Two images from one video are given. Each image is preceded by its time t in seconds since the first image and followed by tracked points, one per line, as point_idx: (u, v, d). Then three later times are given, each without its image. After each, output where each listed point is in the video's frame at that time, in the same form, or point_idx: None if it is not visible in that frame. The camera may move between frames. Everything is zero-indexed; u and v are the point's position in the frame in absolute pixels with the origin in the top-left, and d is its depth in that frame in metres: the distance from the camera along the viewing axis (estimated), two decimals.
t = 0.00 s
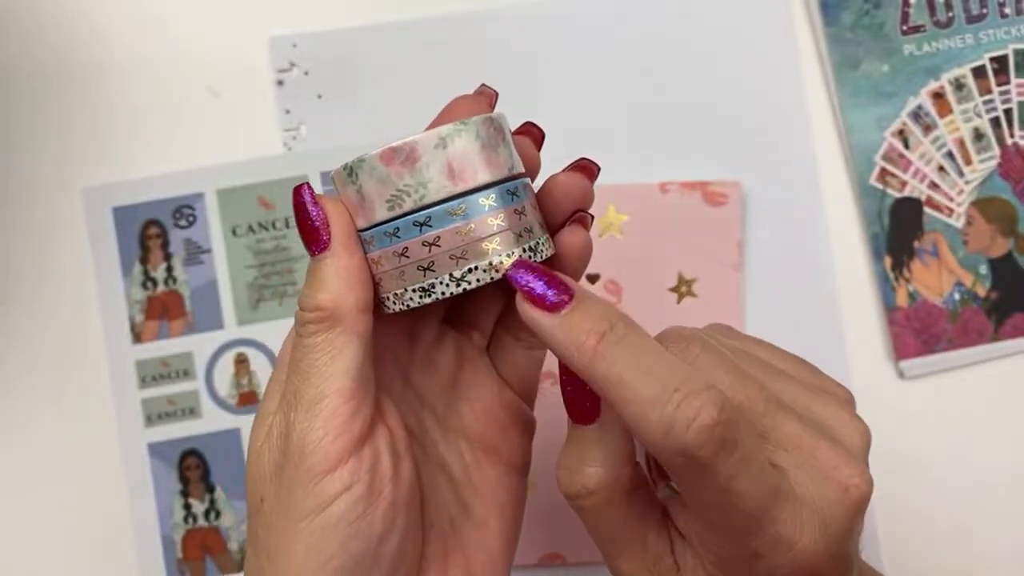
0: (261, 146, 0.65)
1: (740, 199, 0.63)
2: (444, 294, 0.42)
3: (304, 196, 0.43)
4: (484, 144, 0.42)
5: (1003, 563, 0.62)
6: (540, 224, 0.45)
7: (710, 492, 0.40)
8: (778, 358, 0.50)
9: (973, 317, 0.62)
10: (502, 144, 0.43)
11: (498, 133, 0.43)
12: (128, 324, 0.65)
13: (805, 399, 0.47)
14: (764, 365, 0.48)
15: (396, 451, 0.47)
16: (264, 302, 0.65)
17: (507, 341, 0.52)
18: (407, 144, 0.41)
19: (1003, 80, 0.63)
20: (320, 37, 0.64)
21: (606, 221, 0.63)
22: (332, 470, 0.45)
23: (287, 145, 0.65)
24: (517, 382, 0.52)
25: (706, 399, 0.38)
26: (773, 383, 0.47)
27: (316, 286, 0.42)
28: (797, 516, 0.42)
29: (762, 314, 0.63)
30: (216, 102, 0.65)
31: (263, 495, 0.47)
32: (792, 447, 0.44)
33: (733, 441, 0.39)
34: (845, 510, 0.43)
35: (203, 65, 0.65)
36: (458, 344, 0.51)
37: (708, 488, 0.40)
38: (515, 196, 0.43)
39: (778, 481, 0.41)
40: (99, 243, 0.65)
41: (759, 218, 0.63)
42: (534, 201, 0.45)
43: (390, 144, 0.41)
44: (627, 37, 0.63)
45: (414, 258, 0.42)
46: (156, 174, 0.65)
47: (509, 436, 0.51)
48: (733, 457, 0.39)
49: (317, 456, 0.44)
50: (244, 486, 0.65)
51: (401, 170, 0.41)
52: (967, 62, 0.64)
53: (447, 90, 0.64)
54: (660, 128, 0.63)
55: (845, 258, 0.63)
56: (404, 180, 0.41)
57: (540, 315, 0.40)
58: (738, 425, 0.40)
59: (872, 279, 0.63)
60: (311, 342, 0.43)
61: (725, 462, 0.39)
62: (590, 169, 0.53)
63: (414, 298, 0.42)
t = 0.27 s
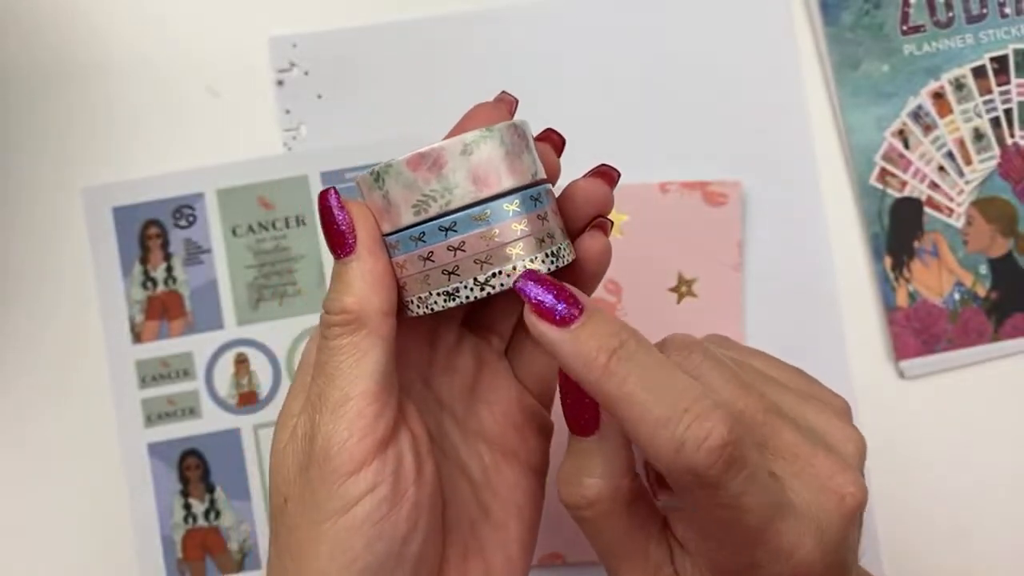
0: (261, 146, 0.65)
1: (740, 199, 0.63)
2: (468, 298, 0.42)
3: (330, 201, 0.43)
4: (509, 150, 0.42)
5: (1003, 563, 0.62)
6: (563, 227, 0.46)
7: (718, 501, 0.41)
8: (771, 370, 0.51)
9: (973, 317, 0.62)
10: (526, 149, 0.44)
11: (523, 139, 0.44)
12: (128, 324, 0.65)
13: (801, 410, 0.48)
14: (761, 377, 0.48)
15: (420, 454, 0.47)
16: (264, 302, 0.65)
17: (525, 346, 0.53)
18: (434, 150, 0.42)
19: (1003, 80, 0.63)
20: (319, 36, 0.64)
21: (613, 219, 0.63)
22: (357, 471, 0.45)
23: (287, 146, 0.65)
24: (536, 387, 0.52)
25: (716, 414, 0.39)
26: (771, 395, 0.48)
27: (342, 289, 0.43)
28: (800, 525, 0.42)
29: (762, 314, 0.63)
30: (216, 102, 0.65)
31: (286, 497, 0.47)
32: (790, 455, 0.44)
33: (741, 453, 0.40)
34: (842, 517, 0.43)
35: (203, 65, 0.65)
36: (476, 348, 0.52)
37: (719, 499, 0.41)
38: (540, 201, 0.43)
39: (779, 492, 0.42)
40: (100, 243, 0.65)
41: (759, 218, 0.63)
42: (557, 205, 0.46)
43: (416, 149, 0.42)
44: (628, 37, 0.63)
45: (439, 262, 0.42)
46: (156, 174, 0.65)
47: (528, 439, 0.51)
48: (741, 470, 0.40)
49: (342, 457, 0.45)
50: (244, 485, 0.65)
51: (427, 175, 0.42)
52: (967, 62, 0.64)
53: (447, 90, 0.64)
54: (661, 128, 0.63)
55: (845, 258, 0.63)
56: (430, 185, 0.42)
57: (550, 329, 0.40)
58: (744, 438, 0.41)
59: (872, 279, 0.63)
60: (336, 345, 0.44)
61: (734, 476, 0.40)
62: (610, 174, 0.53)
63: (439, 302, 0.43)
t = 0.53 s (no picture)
0: (261, 146, 0.65)
1: (740, 199, 0.63)
2: (466, 297, 0.42)
3: (327, 199, 0.43)
4: (506, 148, 0.42)
5: (1003, 563, 0.62)
6: (561, 226, 0.46)
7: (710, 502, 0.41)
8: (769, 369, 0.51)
9: (973, 317, 0.62)
10: (523, 148, 0.44)
11: (520, 137, 0.43)
12: (128, 324, 0.65)
13: (797, 409, 0.48)
14: (756, 377, 0.49)
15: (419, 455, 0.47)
16: (264, 302, 0.65)
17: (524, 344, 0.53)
18: (430, 149, 0.42)
19: (1003, 79, 0.63)
20: (320, 36, 0.64)
21: (613, 219, 0.63)
22: (354, 470, 0.45)
23: (287, 146, 0.65)
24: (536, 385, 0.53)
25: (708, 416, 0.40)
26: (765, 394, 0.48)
27: (339, 288, 0.43)
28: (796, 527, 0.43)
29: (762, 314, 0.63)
30: (216, 102, 0.65)
31: (285, 496, 0.47)
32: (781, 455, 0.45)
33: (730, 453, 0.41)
34: (835, 517, 0.44)
35: (204, 65, 0.65)
36: (476, 346, 0.52)
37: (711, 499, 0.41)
38: (536, 199, 0.43)
39: (773, 491, 0.42)
40: (100, 243, 0.65)
41: (759, 217, 0.63)
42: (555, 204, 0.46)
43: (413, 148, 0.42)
44: (628, 36, 0.63)
45: (436, 261, 0.42)
46: (156, 174, 0.65)
47: (528, 438, 0.51)
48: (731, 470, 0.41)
49: (340, 457, 0.45)
50: (244, 485, 0.65)
51: (424, 174, 0.42)
52: (967, 62, 0.64)
53: (448, 90, 0.64)
54: (661, 128, 0.63)
55: (845, 258, 0.63)
56: (426, 184, 0.42)
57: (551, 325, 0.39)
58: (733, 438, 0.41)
59: (872, 279, 0.63)
60: (333, 344, 0.44)
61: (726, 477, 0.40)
62: (609, 172, 0.53)
63: (436, 301, 0.43)
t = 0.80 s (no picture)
0: (261, 146, 0.65)
1: (740, 199, 0.63)
2: (478, 292, 0.42)
3: (340, 193, 0.43)
4: (519, 143, 0.42)
5: (1003, 563, 0.62)
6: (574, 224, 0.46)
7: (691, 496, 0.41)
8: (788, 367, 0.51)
9: (973, 317, 0.62)
10: (536, 144, 0.44)
11: (533, 132, 0.44)
12: (128, 324, 0.65)
13: (813, 408, 0.48)
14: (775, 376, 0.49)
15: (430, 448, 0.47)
16: (264, 302, 0.65)
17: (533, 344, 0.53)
18: (444, 143, 0.42)
19: (1003, 79, 0.63)
20: (319, 36, 0.64)
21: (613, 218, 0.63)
22: (366, 464, 0.45)
23: (287, 146, 0.65)
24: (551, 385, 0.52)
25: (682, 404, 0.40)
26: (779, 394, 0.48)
27: (352, 282, 0.43)
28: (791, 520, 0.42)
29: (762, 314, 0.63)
30: (216, 103, 0.65)
31: (296, 491, 0.47)
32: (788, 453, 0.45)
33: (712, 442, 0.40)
34: (847, 512, 0.44)
35: (204, 65, 0.65)
36: (486, 344, 0.52)
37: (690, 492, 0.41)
38: (549, 195, 0.43)
39: (764, 482, 0.42)
40: (100, 243, 0.65)
41: (759, 217, 0.63)
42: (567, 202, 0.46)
43: (427, 143, 0.42)
44: (628, 36, 0.64)
45: (449, 255, 0.42)
46: (155, 174, 0.65)
47: (536, 435, 0.51)
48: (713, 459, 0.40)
49: (352, 450, 0.44)
50: (244, 485, 0.65)
51: (438, 168, 0.42)
52: (967, 62, 0.64)
53: (448, 90, 0.64)
54: (661, 128, 0.63)
55: (845, 258, 0.63)
56: (440, 179, 0.42)
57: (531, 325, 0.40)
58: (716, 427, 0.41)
59: (872, 279, 0.63)
60: (346, 338, 0.44)
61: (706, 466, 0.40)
62: (621, 169, 0.53)
63: (449, 295, 0.43)
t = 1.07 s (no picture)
0: (261, 146, 0.65)
1: (740, 199, 0.63)
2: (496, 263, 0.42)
3: (367, 163, 0.43)
4: (540, 118, 0.42)
5: (1003, 563, 0.62)
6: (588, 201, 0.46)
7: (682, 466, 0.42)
8: (816, 356, 0.51)
9: (973, 317, 0.62)
10: (555, 122, 0.44)
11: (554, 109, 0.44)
12: (128, 324, 0.65)
13: (840, 402, 0.48)
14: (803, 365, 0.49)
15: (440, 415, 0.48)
16: (264, 302, 0.65)
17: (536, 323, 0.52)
18: (466, 117, 0.41)
19: (1003, 79, 0.63)
20: (319, 36, 0.64)
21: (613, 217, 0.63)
22: (376, 424, 0.45)
23: (287, 146, 0.65)
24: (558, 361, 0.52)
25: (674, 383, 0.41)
26: (804, 387, 0.48)
27: (373, 247, 0.43)
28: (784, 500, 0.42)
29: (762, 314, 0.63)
30: (216, 103, 0.65)
31: (307, 442, 0.47)
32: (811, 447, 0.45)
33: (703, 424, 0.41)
34: (851, 510, 0.44)
35: (204, 65, 0.65)
36: (495, 316, 0.52)
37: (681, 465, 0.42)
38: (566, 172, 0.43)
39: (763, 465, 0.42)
40: (100, 244, 0.65)
41: (759, 218, 0.63)
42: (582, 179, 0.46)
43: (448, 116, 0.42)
44: (628, 36, 0.64)
45: (468, 227, 0.42)
46: (155, 174, 0.65)
47: (541, 407, 0.51)
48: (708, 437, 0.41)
49: (365, 412, 0.45)
50: (244, 485, 0.65)
51: (459, 141, 0.42)
52: (967, 62, 0.64)
53: (448, 90, 0.64)
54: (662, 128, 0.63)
55: (845, 258, 0.63)
56: (461, 151, 0.42)
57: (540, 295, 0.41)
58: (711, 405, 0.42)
59: (872, 279, 0.63)
60: (364, 301, 0.44)
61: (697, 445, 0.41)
62: (638, 144, 0.53)
63: (466, 265, 0.43)
